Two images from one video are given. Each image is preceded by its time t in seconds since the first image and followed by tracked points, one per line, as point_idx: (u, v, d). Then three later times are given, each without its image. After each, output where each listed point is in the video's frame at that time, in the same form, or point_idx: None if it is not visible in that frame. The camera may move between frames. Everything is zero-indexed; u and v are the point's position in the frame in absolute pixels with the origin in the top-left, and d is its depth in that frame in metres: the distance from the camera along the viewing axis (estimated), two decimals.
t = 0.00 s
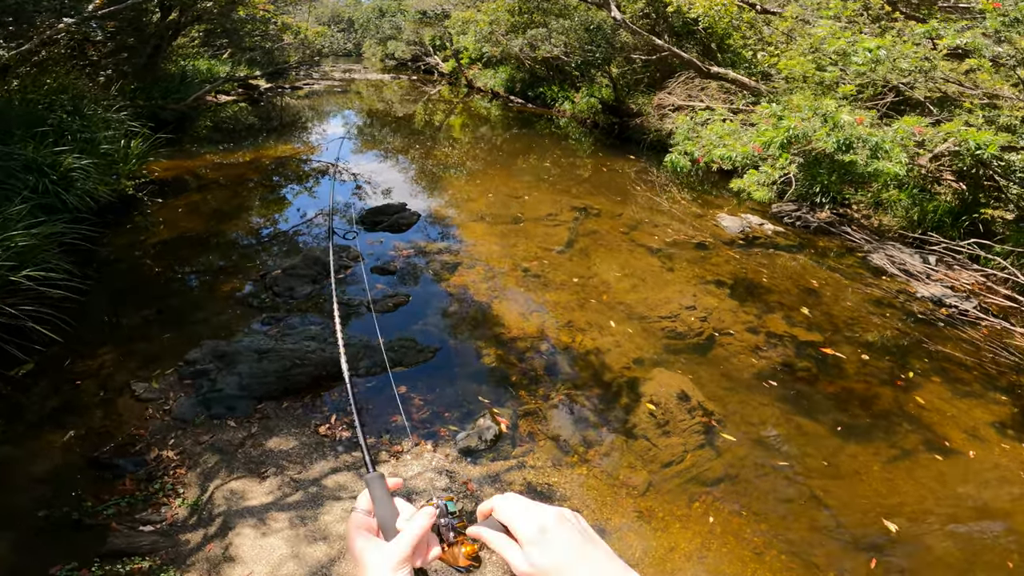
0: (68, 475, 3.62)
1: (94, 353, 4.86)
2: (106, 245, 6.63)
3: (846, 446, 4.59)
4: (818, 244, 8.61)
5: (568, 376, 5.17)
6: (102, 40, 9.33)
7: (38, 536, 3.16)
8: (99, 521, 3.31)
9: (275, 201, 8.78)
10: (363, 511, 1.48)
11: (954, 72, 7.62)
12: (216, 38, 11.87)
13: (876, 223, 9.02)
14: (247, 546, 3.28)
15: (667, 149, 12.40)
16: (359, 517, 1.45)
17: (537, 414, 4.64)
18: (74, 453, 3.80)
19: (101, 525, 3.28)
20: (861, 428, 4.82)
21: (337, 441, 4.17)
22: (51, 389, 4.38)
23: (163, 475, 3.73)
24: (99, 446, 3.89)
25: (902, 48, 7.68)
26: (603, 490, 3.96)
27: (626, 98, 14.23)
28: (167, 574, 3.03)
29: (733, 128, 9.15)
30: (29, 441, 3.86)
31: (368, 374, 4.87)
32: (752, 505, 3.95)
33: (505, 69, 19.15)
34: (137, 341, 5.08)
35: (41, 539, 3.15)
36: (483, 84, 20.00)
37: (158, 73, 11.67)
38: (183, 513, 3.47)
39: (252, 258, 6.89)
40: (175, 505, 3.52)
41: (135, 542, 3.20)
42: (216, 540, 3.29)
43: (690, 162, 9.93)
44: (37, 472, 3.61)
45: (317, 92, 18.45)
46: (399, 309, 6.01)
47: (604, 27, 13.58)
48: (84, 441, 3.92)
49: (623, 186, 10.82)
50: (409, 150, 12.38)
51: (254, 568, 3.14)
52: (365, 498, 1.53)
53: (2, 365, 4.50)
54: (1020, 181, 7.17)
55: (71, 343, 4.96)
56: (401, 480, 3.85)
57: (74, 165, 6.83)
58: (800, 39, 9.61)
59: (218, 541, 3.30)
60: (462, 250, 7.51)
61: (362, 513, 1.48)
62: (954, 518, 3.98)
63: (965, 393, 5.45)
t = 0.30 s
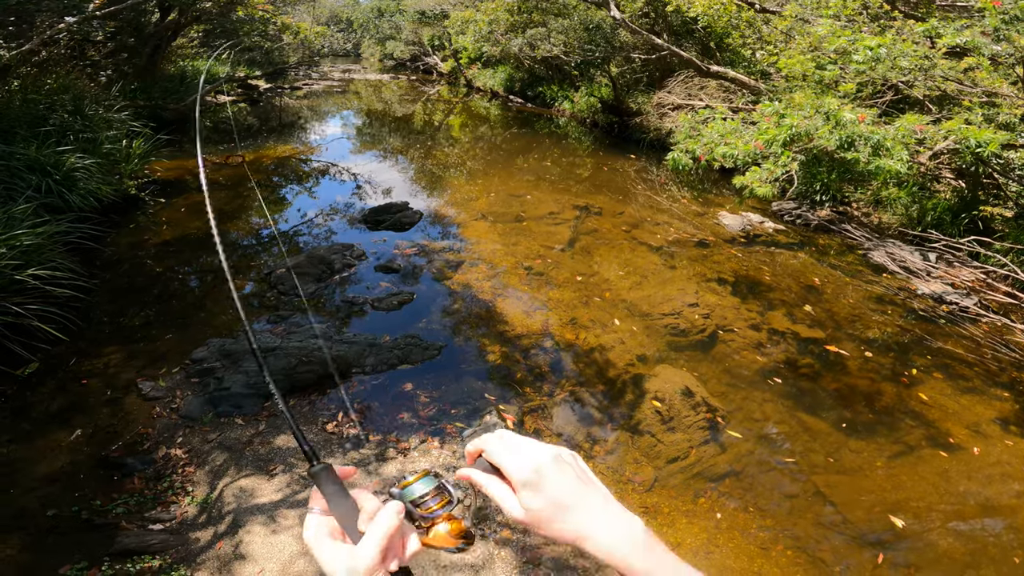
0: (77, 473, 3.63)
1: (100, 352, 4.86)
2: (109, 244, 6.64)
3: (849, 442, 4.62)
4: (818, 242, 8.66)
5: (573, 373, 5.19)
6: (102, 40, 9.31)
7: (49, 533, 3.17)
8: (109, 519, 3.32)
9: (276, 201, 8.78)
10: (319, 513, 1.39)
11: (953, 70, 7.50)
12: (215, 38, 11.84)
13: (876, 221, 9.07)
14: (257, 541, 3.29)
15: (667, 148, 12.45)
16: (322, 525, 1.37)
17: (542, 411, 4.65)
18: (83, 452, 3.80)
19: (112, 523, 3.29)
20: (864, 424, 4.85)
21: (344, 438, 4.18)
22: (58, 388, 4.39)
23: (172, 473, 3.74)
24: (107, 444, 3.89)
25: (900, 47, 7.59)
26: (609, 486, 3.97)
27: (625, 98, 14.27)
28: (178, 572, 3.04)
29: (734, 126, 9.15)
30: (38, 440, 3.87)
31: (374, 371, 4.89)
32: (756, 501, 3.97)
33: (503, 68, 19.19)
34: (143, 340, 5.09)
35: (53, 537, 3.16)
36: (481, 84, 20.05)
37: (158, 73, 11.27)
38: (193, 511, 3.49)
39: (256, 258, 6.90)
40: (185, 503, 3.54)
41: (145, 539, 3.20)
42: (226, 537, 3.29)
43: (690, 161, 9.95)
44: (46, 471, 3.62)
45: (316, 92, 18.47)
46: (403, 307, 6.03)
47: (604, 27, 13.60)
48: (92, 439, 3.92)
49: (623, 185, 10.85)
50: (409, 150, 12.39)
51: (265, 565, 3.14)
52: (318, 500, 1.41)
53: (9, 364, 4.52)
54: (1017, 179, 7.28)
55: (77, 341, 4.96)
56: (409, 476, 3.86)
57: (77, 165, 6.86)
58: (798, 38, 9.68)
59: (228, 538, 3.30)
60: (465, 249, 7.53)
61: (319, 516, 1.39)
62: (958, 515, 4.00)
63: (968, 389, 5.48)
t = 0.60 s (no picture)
0: (78, 472, 3.65)
1: (100, 352, 4.88)
2: (109, 245, 6.65)
3: (845, 440, 4.64)
4: (816, 240, 8.67)
5: (571, 371, 5.20)
6: (100, 41, 9.33)
7: (51, 531, 3.19)
8: (109, 517, 3.34)
9: (276, 201, 8.79)
10: (424, 486, 1.39)
11: (950, 68, 7.42)
12: (213, 39, 11.85)
13: (874, 219, 9.09)
14: (256, 538, 3.30)
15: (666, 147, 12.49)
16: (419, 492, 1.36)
17: (539, 409, 4.67)
18: (83, 450, 3.83)
19: (112, 521, 3.32)
20: (861, 422, 4.86)
21: (342, 436, 4.19)
22: (58, 388, 4.40)
23: (171, 471, 3.76)
24: (107, 443, 3.92)
25: (897, 44, 7.66)
26: (605, 484, 3.98)
27: (623, 96, 14.31)
28: (177, 569, 3.06)
29: (731, 124, 9.15)
30: (39, 439, 3.89)
31: (371, 369, 4.91)
32: (753, 499, 3.98)
33: (502, 67, 19.20)
34: (143, 340, 5.10)
35: (55, 535, 3.18)
36: (480, 83, 20.07)
37: (157, 74, 11.43)
38: (192, 508, 3.51)
39: (255, 258, 6.92)
40: (184, 501, 3.56)
41: (145, 537, 3.23)
42: (224, 534, 3.31)
43: (688, 160, 9.96)
44: (47, 469, 3.64)
45: (315, 92, 18.49)
46: (401, 306, 6.05)
47: (602, 26, 13.60)
48: (92, 438, 3.94)
49: (622, 183, 10.86)
50: (408, 149, 12.41)
51: (263, 562, 3.16)
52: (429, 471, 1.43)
53: (9, 364, 4.54)
54: (1016, 177, 7.26)
55: (77, 341, 4.98)
56: (406, 473, 3.88)
57: (76, 165, 6.87)
58: (795, 37, 9.70)
59: (226, 535, 3.32)
60: (463, 248, 7.54)
61: (425, 486, 1.38)
62: (957, 514, 4.00)
63: (965, 387, 5.49)
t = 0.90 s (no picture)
0: (68, 472, 3.66)
1: (91, 352, 4.89)
2: (102, 246, 6.65)
3: (839, 438, 4.65)
4: (812, 238, 8.67)
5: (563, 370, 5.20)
6: (93, 42, 9.33)
7: (40, 531, 3.20)
8: (98, 516, 3.36)
9: (271, 201, 8.79)
10: (475, 464, 1.38)
11: (943, 66, 7.56)
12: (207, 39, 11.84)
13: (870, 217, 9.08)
14: (244, 538, 3.31)
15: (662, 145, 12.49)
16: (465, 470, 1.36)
17: (530, 408, 4.67)
18: (73, 450, 3.84)
19: (101, 520, 3.33)
20: (855, 421, 4.86)
21: (333, 436, 4.20)
22: (49, 389, 4.41)
23: (160, 471, 3.77)
24: (97, 443, 3.93)
25: (889, 41, 7.74)
26: (597, 483, 3.99)
27: (620, 95, 14.28)
28: (165, 568, 3.08)
29: (725, 122, 9.14)
30: (29, 439, 3.90)
31: (363, 369, 4.91)
32: (745, 498, 3.99)
33: (499, 66, 19.15)
34: (135, 341, 5.10)
35: (44, 534, 3.20)
36: (478, 82, 20.03)
37: (152, 74, 11.50)
38: (181, 508, 3.52)
39: (249, 258, 6.91)
40: (173, 501, 3.57)
41: (133, 536, 3.24)
42: (213, 534, 3.32)
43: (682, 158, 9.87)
44: (37, 470, 3.65)
45: (312, 91, 18.46)
46: (394, 306, 6.05)
47: (598, 24, 13.62)
48: (83, 438, 3.95)
49: (619, 182, 10.84)
50: (405, 148, 12.40)
51: (250, 561, 3.17)
52: (485, 449, 1.42)
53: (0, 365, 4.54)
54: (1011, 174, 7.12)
55: (69, 342, 4.98)
56: (395, 473, 3.89)
57: (69, 167, 6.84)
58: (790, 35, 9.75)
59: (215, 534, 3.32)
60: (459, 247, 7.54)
61: (474, 465, 1.37)
62: (954, 512, 4.01)
63: (960, 385, 5.49)
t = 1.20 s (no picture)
0: (59, 474, 3.64)
1: (81, 354, 4.85)
2: (90, 247, 6.60)
3: (832, 431, 4.67)
4: (804, 231, 8.70)
5: (556, 366, 5.20)
6: (78, 41, 9.23)
7: (34, 533, 3.20)
8: (91, 518, 3.34)
9: (263, 199, 8.74)
10: (478, 478, 1.24)
11: (933, 60, 7.69)
12: (196, 37, 11.74)
13: (862, 210, 9.12)
14: (237, 537, 3.30)
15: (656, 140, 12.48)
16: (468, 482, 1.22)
17: (523, 405, 4.67)
18: (65, 452, 3.82)
19: (93, 522, 3.32)
20: (848, 414, 4.89)
21: (325, 435, 4.19)
22: (39, 391, 4.37)
23: (152, 472, 3.76)
24: (88, 444, 3.90)
25: (878, 35, 7.82)
26: (591, 479, 4.00)
27: (613, 90, 14.06)
28: (158, 569, 3.07)
29: (716, 117, 9.17)
30: (19, 441, 3.87)
31: (355, 367, 4.90)
32: (740, 493, 4.00)
33: (492, 61, 19.04)
34: (125, 341, 5.07)
35: (38, 535, 3.19)
36: (470, 78, 19.92)
37: (138, 73, 11.25)
38: (173, 508, 3.51)
39: (240, 257, 6.87)
40: (166, 501, 3.56)
41: (127, 537, 3.23)
42: (205, 534, 3.31)
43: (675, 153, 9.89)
44: (27, 473, 3.62)
45: (303, 88, 18.33)
46: (385, 303, 6.04)
47: (590, 19, 13.64)
48: (73, 439, 3.93)
49: (612, 177, 10.82)
50: (398, 145, 12.34)
51: (243, 561, 3.16)
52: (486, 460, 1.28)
53: None
54: (1002, 166, 7.31)
55: (59, 344, 4.95)
56: (388, 471, 3.89)
57: (55, 167, 6.78)
58: (782, 29, 9.84)
59: (208, 534, 3.31)
60: (452, 243, 7.52)
61: (478, 478, 1.23)
62: (949, 505, 4.04)
63: (952, 377, 5.53)
